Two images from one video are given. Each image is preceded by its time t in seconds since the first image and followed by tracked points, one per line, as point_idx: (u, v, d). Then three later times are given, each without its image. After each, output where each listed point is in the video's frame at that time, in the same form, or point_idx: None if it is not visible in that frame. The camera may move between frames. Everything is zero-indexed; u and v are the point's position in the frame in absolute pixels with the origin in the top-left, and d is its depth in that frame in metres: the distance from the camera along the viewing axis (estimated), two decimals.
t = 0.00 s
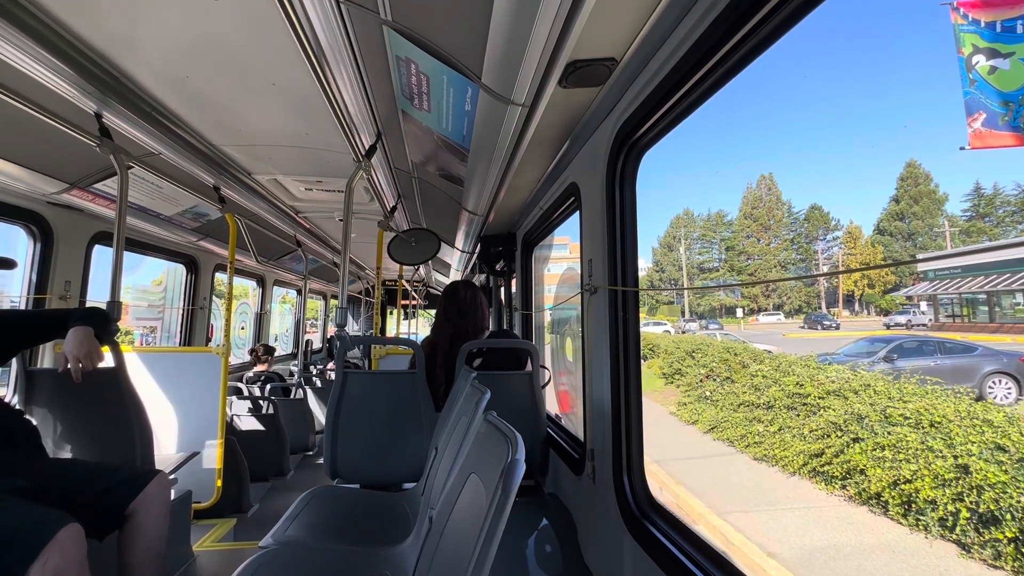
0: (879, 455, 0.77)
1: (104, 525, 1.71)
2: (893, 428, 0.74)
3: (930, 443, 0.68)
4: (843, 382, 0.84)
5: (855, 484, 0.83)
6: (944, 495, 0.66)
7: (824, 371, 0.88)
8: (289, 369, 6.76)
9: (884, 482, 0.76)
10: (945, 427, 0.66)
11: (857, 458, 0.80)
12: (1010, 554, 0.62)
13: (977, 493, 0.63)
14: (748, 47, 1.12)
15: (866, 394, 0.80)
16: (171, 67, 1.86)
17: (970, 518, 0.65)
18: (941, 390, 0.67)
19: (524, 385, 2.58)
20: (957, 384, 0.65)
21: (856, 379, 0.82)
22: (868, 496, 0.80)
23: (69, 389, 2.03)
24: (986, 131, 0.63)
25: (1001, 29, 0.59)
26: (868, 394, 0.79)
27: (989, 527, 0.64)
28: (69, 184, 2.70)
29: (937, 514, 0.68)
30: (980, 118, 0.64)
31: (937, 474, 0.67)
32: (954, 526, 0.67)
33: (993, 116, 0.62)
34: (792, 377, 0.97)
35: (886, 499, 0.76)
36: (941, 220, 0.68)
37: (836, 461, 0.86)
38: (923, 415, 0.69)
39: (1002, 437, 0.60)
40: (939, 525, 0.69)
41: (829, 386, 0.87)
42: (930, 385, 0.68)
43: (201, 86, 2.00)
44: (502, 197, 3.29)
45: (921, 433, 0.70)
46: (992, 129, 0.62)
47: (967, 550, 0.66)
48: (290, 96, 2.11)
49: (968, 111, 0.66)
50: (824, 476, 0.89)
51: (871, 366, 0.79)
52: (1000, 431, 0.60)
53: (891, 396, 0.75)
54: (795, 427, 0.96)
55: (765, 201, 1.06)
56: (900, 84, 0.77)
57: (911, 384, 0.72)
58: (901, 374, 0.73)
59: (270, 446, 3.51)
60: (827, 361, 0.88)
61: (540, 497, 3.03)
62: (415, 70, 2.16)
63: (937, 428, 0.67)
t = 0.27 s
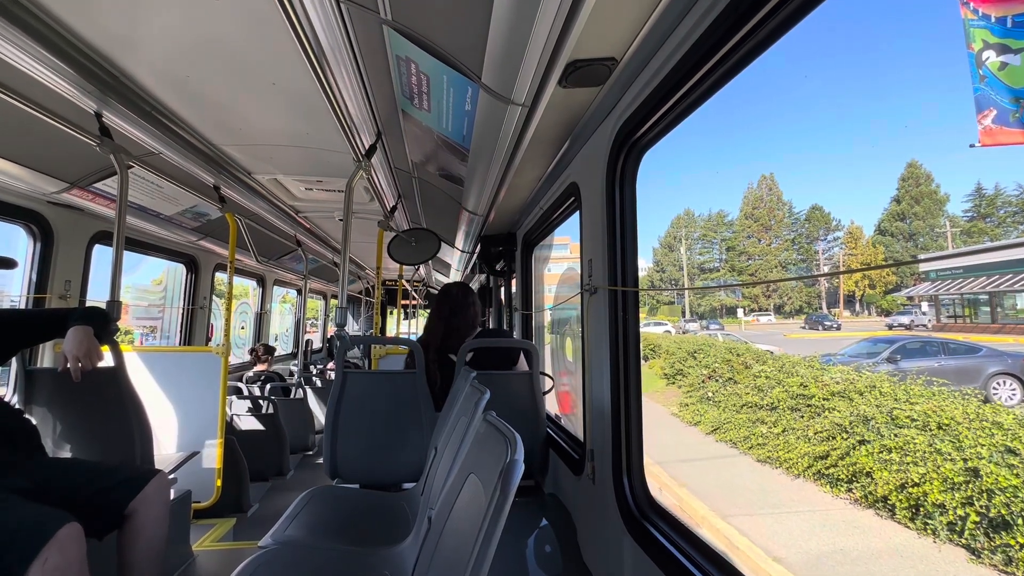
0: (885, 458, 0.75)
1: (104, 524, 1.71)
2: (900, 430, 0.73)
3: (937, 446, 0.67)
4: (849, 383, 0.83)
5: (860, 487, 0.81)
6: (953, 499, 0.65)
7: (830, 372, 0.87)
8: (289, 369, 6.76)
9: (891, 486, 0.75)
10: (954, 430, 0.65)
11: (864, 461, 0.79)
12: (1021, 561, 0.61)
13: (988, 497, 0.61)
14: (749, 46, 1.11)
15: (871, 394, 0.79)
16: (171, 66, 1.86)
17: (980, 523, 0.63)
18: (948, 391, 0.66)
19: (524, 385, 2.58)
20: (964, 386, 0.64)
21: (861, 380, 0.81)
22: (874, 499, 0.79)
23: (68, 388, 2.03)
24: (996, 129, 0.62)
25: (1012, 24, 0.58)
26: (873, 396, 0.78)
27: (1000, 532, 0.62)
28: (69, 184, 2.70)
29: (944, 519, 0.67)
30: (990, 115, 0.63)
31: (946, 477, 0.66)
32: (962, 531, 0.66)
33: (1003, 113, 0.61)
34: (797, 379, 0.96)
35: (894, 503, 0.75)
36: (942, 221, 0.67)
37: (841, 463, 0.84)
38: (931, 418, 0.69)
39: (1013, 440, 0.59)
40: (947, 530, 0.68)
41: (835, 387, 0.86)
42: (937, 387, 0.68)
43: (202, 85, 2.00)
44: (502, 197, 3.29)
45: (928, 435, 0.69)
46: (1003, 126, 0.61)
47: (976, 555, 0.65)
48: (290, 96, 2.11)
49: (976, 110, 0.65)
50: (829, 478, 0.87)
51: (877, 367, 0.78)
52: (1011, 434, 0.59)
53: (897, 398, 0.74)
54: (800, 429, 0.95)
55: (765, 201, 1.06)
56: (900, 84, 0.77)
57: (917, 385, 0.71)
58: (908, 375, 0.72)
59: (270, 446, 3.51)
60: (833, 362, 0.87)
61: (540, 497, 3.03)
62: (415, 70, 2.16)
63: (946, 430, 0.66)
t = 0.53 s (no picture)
0: (892, 460, 0.74)
1: (103, 524, 1.71)
2: (906, 432, 0.72)
3: (944, 448, 0.66)
4: (852, 385, 0.82)
5: (866, 489, 0.80)
6: (961, 502, 0.65)
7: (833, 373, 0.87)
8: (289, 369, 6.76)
9: (898, 489, 0.74)
10: (962, 432, 0.64)
11: (869, 464, 0.78)
12: None
13: (997, 501, 0.61)
14: (750, 45, 1.11)
15: (876, 395, 0.77)
16: (171, 65, 1.85)
17: (988, 527, 0.63)
18: (954, 392, 0.65)
19: (524, 385, 2.58)
20: (971, 387, 0.63)
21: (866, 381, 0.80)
22: (880, 501, 0.78)
23: (68, 388, 2.03)
24: (1005, 126, 0.61)
25: None
26: (878, 397, 0.77)
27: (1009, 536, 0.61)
28: (69, 183, 2.70)
29: (953, 522, 0.67)
30: (1000, 112, 0.62)
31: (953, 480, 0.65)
32: (971, 534, 0.66)
33: (1013, 110, 0.60)
34: (799, 379, 0.96)
35: (900, 506, 0.74)
36: (942, 221, 0.67)
37: (846, 465, 0.83)
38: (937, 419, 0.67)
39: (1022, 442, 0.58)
40: (956, 533, 0.67)
41: (838, 388, 0.85)
42: (943, 388, 0.67)
43: (201, 85, 2.00)
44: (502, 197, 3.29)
45: (935, 438, 0.68)
46: (1013, 123, 0.60)
47: (985, 559, 0.65)
48: (290, 96, 2.11)
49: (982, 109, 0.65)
50: (834, 480, 0.86)
51: (882, 367, 0.77)
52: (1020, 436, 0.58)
53: (902, 399, 0.73)
54: (802, 429, 0.95)
55: (766, 202, 1.06)
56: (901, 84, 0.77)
57: (923, 386, 0.70)
58: (915, 376, 0.71)
59: (270, 446, 3.51)
60: (837, 363, 0.87)
61: (540, 497, 3.03)
62: (415, 70, 2.15)
63: (954, 432, 0.65)
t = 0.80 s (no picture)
0: (897, 462, 0.74)
1: (104, 524, 1.71)
2: (912, 434, 0.72)
3: (951, 450, 0.65)
4: (858, 386, 0.82)
5: (871, 491, 0.80)
6: (968, 506, 0.64)
7: (837, 375, 0.86)
8: (289, 369, 6.76)
9: (904, 492, 0.73)
10: (968, 434, 0.64)
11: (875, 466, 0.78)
12: None
13: (1004, 504, 0.61)
14: (751, 45, 1.11)
15: (881, 397, 0.78)
16: (172, 66, 1.86)
17: (997, 530, 0.64)
18: (960, 394, 0.65)
19: (525, 385, 2.58)
20: (975, 388, 0.63)
21: (870, 381, 0.80)
22: (885, 504, 0.78)
23: (69, 388, 2.04)
24: (1013, 124, 0.61)
25: None
26: (883, 398, 0.77)
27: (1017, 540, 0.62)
28: (71, 184, 2.70)
29: (960, 526, 0.67)
30: (1008, 109, 0.61)
31: (960, 483, 0.65)
32: (979, 538, 0.67)
33: (1021, 107, 0.60)
34: (801, 379, 0.96)
35: (906, 509, 0.74)
36: (943, 221, 0.67)
37: (852, 467, 0.83)
38: (944, 421, 0.68)
39: None
40: (963, 537, 0.67)
41: (842, 389, 0.85)
42: (948, 389, 0.68)
43: (202, 85, 2.00)
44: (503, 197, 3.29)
45: (940, 439, 0.68)
46: (1021, 120, 0.60)
47: (993, 563, 0.65)
48: (291, 96, 2.11)
49: (987, 109, 0.65)
50: (838, 482, 0.86)
51: (886, 368, 0.77)
52: None
53: (908, 400, 0.73)
54: (804, 430, 0.94)
55: (767, 202, 1.06)
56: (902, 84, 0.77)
57: (928, 387, 0.70)
58: (921, 377, 0.72)
59: (271, 446, 3.51)
60: (841, 364, 0.86)
61: (540, 497, 3.04)
62: (416, 70, 2.15)
63: (960, 434, 0.65)
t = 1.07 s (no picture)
0: (903, 465, 0.74)
1: (104, 523, 1.71)
2: (918, 435, 0.72)
3: (958, 452, 0.66)
4: (861, 386, 0.82)
5: (876, 493, 0.80)
6: (976, 508, 0.65)
7: (842, 377, 0.85)
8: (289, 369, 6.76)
9: (910, 494, 0.74)
10: (976, 436, 0.64)
11: (879, 467, 0.77)
12: None
13: (1012, 507, 0.62)
14: (751, 45, 1.11)
15: (886, 397, 0.77)
16: (173, 66, 1.86)
17: (1005, 533, 0.64)
18: (964, 394, 0.65)
19: (525, 385, 2.58)
20: (980, 389, 0.63)
21: (874, 382, 0.80)
22: (890, 506, 0.78)
23: (69, 388, 2.04)
24: (1021, 121, 0.59)
25: None
26: (888, 399, 0.77)
27: None
28: (71, 184, 2.70)
29: (967, 528, 0.67)
30: (1015, 106, 0.60)
31: (968, 485, 0.65)
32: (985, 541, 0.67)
33: None
34: (809, 381, 0.93)
35: (912, 511, 0.74)
36: (944, 221, 0.67)
37: (855, 469, 0.83)
38: (949, 422, 0.67)
39: None
40: (970, 540, 0.68)
41: (845, 390, 0.85)
42: (953, 390, 0.67)
43: (202, 85, 2.00)
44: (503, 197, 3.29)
45: (947, 440, 0.67)
46: None
47: (1001, 566, 0.65)
48: (291, 96, 2.11)
49: (990, 108, 0.65)
50: (842, 484, 0.86)
51: (890, 369, 0.77)
52: None
53: (913, 401, 0.73)
54: (814, 433, 0.91)
55: (767, 202, 1.06)
56: (902, 84, 0.77)
57: (933, 388, 0.70)
58: (925, 377, 0.71)
59: (271, 446, 3.51)
60: (845, 364, 0.85)
61: (540, 497, 3.04)
62: (416, 70, 2.15)
63: (967, 436, 0.65)
